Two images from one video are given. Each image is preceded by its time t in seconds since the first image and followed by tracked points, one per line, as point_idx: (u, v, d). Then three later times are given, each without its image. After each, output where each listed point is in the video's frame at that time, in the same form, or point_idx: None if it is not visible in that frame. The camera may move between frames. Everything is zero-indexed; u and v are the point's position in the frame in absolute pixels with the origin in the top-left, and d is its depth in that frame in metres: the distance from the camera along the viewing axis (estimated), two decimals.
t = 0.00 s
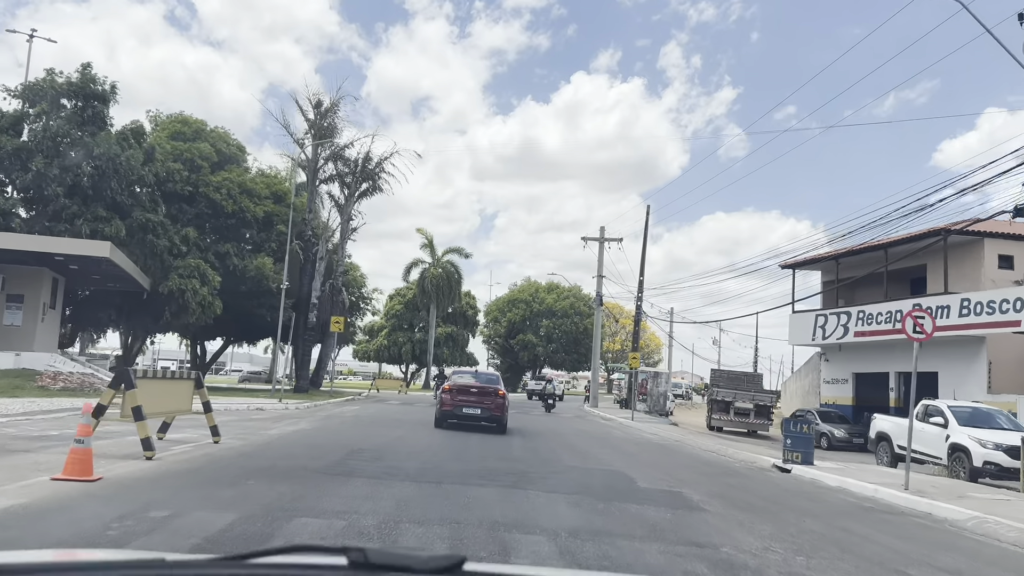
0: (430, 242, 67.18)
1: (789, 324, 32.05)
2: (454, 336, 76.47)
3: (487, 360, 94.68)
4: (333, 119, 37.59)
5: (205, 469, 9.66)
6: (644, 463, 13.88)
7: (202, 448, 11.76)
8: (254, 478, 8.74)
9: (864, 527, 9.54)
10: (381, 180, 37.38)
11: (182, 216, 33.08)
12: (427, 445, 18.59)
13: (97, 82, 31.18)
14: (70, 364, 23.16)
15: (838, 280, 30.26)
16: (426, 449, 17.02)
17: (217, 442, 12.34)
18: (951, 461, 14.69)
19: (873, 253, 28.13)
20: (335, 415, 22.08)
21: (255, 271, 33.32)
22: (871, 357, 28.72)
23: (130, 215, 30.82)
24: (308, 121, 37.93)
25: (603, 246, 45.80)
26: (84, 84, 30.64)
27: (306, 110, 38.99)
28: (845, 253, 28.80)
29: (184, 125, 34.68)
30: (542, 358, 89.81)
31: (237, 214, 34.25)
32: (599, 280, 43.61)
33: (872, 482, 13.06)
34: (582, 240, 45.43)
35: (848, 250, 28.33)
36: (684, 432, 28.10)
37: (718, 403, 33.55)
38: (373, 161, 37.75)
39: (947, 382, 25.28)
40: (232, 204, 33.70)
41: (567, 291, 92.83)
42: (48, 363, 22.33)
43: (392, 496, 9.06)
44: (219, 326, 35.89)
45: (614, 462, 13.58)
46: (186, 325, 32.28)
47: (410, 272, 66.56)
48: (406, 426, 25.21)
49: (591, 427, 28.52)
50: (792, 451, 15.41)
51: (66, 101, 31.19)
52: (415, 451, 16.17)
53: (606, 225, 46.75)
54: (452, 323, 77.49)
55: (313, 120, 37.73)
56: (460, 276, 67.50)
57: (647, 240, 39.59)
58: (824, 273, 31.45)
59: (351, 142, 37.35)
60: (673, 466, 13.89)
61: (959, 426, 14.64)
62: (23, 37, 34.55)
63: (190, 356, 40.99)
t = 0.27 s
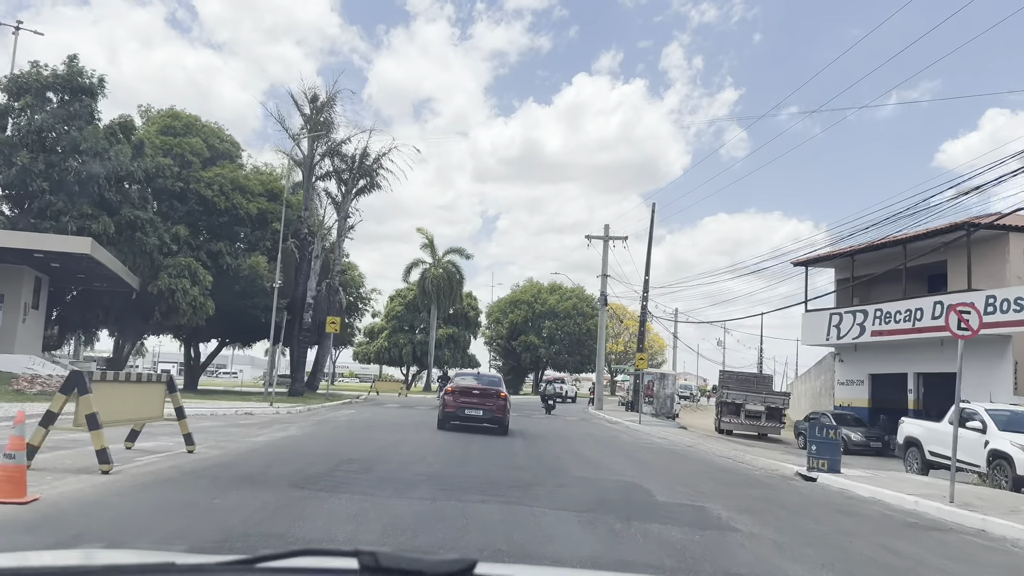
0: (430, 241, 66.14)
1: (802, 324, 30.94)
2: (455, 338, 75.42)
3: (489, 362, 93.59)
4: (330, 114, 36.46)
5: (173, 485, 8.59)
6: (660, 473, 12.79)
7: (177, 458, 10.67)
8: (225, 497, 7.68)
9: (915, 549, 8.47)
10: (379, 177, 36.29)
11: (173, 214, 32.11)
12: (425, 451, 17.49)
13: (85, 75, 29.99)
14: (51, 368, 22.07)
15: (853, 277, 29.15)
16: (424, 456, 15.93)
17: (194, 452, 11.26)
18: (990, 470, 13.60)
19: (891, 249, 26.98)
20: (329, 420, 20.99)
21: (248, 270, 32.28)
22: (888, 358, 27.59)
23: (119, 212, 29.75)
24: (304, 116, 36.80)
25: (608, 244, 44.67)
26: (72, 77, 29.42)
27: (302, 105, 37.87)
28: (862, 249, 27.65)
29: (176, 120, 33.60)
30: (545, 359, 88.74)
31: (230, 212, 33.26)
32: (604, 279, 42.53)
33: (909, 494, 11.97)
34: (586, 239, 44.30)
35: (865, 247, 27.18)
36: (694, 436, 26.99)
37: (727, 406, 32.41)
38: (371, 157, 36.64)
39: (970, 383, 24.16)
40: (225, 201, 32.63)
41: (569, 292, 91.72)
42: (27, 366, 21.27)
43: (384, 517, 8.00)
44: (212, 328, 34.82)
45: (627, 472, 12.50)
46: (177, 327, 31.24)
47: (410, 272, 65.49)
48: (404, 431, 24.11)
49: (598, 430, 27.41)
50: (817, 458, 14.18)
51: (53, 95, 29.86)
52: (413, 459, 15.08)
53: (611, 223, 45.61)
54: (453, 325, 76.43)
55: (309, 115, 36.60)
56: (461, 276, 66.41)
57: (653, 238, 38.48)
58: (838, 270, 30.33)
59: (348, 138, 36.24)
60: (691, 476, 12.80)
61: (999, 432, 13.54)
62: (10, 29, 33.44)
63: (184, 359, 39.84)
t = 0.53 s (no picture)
0: (431, 240, 64.95)
1: (817, 322, 29.72)
2: (457, 338, 74.22)
3: (491, 362, 92.40)
4: (326, 107, 35.31)
5: (126, 507, 7.39)
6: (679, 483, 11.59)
7: (139, 471, 9.46)
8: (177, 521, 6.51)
9: None
10: (376, 171, 35.16)
11: (161, 209, 30.99)
12: (422, 458, 16.25)
13: (70, 65, 28.70)
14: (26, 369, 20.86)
15: (870, 273, 27.92)
16: (420, 463, 14.70)
17: (161, 464, 10.04)
18: None
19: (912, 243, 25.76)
20: (321, 424, 19.75)
21: (240, 267, 31.13)
22: (909, 357, 26.37)
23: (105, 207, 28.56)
24: (299, 109, 35.63)
25: (612, 241, 43.44)
26: (55, 67, 28.14)
27: (296, 97, 36.70)
28: (881, 243, 26.40)
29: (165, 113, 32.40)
30: (547, 360, 87.55)
31: (221, 207, 32.16)
32: (609, 276, 41.31)
33: (957, 505, 10.76)
34: (590, 236, 43.08)
35: (884, 240, 25.96)
36: (706, 439, 25.77)
37: (739, 407, 31.12)
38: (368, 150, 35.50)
39: (998, 383, 22.93)
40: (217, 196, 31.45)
41: (572, 292, 90.49)
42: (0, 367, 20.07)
43: (368, 542, 6.81)
44: (204, 328, 33.64)
45: (644, 483, 11.29)
46: (166, 326, 30.07)
47: (410, 271, 64.27)
48: (401, 435, 22.89)
49: (605, 433, 26.15)
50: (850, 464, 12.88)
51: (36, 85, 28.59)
52: (408, 469, 13.85)
53: (615, 220, 44.37)
54: (454, 325, 75.24)
55: (304, 107, 35.43)
56: (462, 275, 65.21)
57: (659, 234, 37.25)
58: (854, 266, 29.11)
59: (344, 131, 35.09)
60: (715, 487, 11.59)
61: None
62: None
63: (177, 360, 38.62)
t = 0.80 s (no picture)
0: (431, 238, 63.71)
1: (833, 319, 28.43)
2: (458, 338, 72.99)
3: (493, 363, 91.17)
4: (321, 98, 34.03)
5: (48, 557, 6.02)
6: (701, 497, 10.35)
7: (87, 495, 8.18)
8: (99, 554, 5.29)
9: None
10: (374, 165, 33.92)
11: (150, 203, 29.86)
12: (417, 467, 14.99)
13: (53, 52, 27.49)
14: None
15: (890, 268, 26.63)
16: (415, 473, 13.46)
17: (115, 484, 8.76)
18: None
19: (935, 236, 24.47)
20: (312, 428, 18.49)
21: (232, 264, 29.89)
22: (931, 356, 25.08)
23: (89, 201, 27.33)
24: (294, 100, 34.37)
25: (618, 237, 42.19)
26: (38, 54, 26.93)
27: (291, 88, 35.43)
28: (903, 236, 25.05)
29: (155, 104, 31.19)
30: (550, 360, 86.29)
31: (213, 201, 31.01)
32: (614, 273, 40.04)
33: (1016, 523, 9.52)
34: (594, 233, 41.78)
35: (905, 233, 24.67)
36: (718, 443, 24.49)
37: (751, 408, 29.76)
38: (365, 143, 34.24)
39: None
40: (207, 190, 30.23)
41: (575, 291, 89.26)
42: None
43: None
44: (194, 327, 32.45)
45: (663, 499, 10.02)
46: (154, 325, 28.90)
47: (411, 270, 63.08)
48: (398, 439, 21.68)
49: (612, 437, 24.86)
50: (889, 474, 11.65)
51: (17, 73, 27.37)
52: (401, 481, 12.58)
53: (621, 216, 43.11)
54: (456, 325, 74.02)
55: (299, 99, 34.17)
56: (464, 274, 63.98)
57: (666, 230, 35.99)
58: (872, 261, 27.80)
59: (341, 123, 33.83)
60: (742, 503, 10.31)
61: None
62: None
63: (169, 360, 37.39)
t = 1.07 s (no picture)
0: (434, 236, 62.51)
1: (852, 316, 27.18)
2: (461, 338, 71.80)
3: (496, 363, 89.98)
4: (319, 89, 32.80)
5: None
6: (732, 513, 9.13)
7: (24, 522, 6.99)
8: None
9: None
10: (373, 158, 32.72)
11: (140, 197, 28.74)
12: (415, 475, 13.78)
13: (37, 39, 26.33)
14: None
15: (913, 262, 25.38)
16: (413, 483, 12.24)
17: (63, 506, 7.57)
18: None
19: (963, 228, 23.22)
20: (303, 432, 17.28)
21: (226, 260, 28.75)
22: (958, 354, 23.83)
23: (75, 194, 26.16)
24: (290, 91, 33.14)
25: (625, 233, 40.94)
26: (20, 41, 25.77)
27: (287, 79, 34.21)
28: (929, 228, 23.75)
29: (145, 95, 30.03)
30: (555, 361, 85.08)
31: (206, 195, 29.93)
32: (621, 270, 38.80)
33: None
34: (601, 228, 40.53)
35: (931, 225, 23.41)
36: (734, 446, 23.26)
37: (766, 410, 28.70)
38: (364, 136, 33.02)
39: None
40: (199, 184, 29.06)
41: (579, 290, 88.02)
42: None
43: None
44: (187, 326, 31.31)
45: (694, 517, 8.82)
46: (144, 324, 27.78)
47: (413, 268, 61.91)
48: (396, 442, 20.47)
49: (623, 440, 23.62)
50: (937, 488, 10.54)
51: None
52: (397, 494, 11.38)
53: (628, 211, 41.86)
54: (459, 325, 72.84)
55: (295, 90, 32.94)
56: (466, 273, 62.77)
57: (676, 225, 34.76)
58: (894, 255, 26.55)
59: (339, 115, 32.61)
60: (781, 521, 9.11)
61: None
62: None
63: (162, 360, 36.25)
